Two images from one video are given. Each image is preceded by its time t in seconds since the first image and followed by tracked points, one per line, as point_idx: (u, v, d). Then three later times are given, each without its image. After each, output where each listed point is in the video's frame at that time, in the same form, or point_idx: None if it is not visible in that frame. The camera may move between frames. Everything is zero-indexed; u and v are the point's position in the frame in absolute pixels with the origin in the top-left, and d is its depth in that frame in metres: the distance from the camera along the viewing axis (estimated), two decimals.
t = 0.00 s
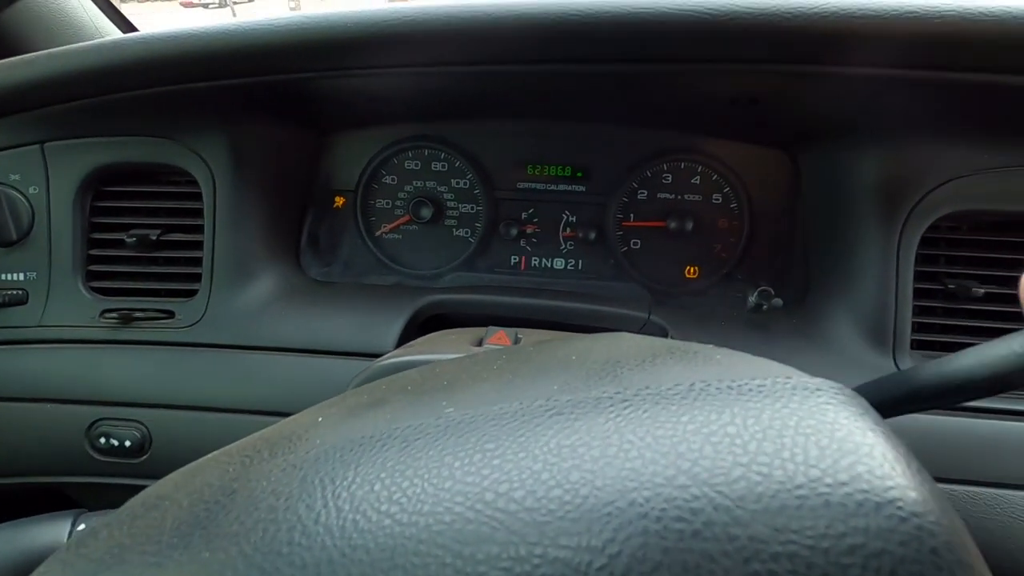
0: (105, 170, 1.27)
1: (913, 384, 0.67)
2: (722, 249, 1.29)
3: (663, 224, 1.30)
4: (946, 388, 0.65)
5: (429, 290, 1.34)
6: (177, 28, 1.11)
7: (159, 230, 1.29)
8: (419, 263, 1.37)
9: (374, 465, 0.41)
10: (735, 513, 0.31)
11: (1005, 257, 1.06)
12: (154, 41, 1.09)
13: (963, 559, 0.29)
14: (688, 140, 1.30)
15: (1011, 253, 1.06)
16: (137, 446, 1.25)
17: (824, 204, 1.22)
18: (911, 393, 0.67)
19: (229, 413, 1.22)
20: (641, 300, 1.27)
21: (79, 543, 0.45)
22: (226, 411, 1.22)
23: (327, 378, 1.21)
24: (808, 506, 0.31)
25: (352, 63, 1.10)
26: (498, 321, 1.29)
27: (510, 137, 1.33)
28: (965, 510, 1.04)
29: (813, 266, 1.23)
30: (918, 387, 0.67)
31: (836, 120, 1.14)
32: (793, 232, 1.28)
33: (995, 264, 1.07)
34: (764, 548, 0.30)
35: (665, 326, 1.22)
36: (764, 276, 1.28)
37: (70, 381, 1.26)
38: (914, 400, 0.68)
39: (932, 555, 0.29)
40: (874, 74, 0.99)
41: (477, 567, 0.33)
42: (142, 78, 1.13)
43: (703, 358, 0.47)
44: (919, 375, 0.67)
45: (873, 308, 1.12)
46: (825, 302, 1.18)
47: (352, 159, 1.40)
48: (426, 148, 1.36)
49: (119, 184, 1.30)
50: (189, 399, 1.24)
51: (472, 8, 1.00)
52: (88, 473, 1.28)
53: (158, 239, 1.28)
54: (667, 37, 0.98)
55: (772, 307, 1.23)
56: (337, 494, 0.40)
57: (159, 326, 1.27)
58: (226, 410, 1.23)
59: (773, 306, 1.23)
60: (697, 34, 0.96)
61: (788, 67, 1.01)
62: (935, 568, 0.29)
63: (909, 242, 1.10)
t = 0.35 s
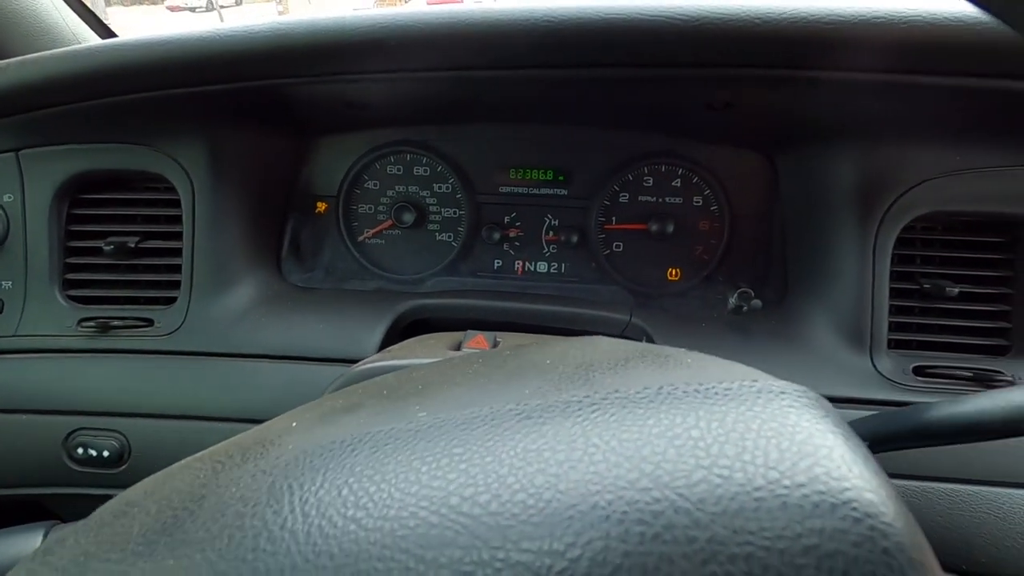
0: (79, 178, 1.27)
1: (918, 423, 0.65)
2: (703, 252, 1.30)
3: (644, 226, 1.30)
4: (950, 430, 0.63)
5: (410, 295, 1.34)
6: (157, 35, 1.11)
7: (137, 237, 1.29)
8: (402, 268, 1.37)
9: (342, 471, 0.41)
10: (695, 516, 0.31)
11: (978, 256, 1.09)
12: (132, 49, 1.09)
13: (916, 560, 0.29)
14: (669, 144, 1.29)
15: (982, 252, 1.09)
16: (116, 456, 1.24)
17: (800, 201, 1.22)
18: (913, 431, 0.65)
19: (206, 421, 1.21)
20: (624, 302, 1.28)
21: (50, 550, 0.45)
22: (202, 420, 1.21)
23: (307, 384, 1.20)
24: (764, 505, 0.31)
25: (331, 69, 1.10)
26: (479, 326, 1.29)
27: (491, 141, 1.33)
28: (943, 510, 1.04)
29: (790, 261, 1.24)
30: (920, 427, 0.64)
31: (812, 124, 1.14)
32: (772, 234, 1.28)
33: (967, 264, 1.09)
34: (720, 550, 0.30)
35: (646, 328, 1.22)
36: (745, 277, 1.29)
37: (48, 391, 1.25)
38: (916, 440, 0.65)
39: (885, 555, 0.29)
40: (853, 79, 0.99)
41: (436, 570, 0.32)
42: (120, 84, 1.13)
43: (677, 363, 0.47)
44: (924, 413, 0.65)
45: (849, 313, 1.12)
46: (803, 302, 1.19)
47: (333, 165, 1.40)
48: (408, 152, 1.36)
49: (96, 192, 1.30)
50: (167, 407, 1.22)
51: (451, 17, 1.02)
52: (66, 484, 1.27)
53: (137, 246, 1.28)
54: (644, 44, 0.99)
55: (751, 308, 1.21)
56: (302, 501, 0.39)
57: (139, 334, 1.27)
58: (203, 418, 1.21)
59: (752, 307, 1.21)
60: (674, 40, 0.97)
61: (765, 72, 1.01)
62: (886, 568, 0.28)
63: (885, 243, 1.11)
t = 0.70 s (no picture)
0: (89, 186, 1.28)
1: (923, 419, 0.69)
2: (704, 254, 1.33)
3: (646, 230, 1.34)
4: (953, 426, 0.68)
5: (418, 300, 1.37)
6: (173, 47, 1.15)
7: (148, 245, 1.31)
8: (409, 273, 1.40)
9: (389, 468, 0.44)
10: (732, 496, 0.34)
11: (969, 256, 1.13)
12: (146, 60, 1.12)
13: (935, 530, 0.32)
14: (668, 148, 1.32)
15: (973, 252, 1.13)
16: (131, 462, 1.26)
17: (798, 205, 1.25)
18: (919, 425, 0.69)
19: (221, 426, 1.24)
20: (625, 305, 1.30)
21: (101, 553, 0.48)
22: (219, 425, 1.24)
23: (321, 388, 1.23)
24: (795, 484, 0.34)
25: (342, 79, 1.13)
26: (485, 328, 1.32)
27: (494, 147, 1.36)
28: (941, 501, 1.07)
29: (789, 267, 1.27)
30: (926, 421, 0.69)
31: (807, 128, 1.18)
32: (772, 235, 1.31)
33: (960, 262, 1.13)
34: (757, 527, 0.33)
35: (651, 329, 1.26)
36: (743, 277, 1.32)
37: (61, 399, 1.27)
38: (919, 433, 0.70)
39: (907, 526, 0.32)
40: (848, 85, 1.03)
41: (491, 555, 0.35)
42: (135, 96, 1.16)
43: (695, 357, 0.50)
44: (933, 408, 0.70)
45: (847, 312, 1.16)
46: (801, 300, 1.23)
47: (339, 173, 1.42)
48: (414, 158, 1.38)
49: (105, 200, 1.31)
50: (181, 413, 1.25)
51: (461, 29, 1.06)
52: (81, 491, 1.28)
53: (147, 253, 1.30)
54: (647, 53, 1.03)
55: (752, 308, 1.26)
56: (353, 496, 0.42)
57: (152, 342, 1.29)
58: (219, 424, 1.24)
59: (754, 307, 1.26)
60: (675, 49, 1.02)
61: (763, 79, 1.05)
62: (908, 536, 0.31)
63: (880, 243, 1.14)
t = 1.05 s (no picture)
0: (92, 199, 1.36)
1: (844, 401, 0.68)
2: (672, 258, 1.41)
3: (616, 236, 1.42)
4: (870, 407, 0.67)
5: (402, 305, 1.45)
6: (181, 72, 1.28)
7: (147, 253, 1.38)
8: (400, 276, 1.48)
9: (371, 445, 0.51)
10: (642, 455, 0.41)
11: (911, 258, 1.22)
12: (162, 83, 1.26)
13: (795, 477, 0.40)
14: (640, 160, 1.40)
15: (915, 255, 1.22)
16: (133, 458, 1.35)
17: (756, 213, 1.34)
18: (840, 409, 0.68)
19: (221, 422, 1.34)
20: (595, 305, 1.41)
21: (125, 522, 0.56)
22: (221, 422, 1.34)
23: (314, 387, 1.32)
24: (691, 444, 0.41)
25: (339, 101, 1.27)
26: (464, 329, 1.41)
27: (476, 161, 1.45)
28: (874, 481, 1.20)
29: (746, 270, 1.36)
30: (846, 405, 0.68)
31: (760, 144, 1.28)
32: (733, 240, 1.39)
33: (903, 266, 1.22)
34: (658, 478, 0.40)
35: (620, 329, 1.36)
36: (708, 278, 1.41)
37: (66, 398, 1.36)
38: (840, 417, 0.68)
39: (774, 475, 0.39)
40: (787, 106, 1.15)
41: (451, 506, 0.43)
42: (145, 115, 1.28)
43: (635, 350, 0.58)
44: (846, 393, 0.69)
45: (799, 310, 1.26)
46: (757, 299, 1.31)
47: (329, 182, 1.50)
48: (401, 170, 1.46)
49: (108, 212, 1.39)
50: (184, 412, 1.35)
51: (446, 58, 1.22)
52: (90, 483, 1.38)
53: (147, 261, 1.38)
54: (601, 79, 1.18)
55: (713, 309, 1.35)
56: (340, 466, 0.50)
57: (152, 344, 1.37)
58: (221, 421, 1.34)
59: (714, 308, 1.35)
60: (629, 75, 1.17)
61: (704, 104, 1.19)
62: (773, 483, 0.39)
63: (828, 247, 1.24)
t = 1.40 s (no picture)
0: (69, 202, 1.44)
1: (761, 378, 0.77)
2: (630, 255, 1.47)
3: (577, 237, 1.48)
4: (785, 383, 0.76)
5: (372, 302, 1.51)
6: (157, 79, 1.35)
7: (123, 253, 1.45)
8: (372, 275, 1.53)
9: (309, 416, 0.55)
10: (544, 416, 0.47)
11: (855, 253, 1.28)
12: (141, 89, 1.33)
13: (674, 432, 0.44)
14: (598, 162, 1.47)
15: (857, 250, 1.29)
16: (109, 449, 1.44)
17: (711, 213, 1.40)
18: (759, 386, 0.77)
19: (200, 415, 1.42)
20: (560, 300, 1.46)
21: (95, 495, 0.62)
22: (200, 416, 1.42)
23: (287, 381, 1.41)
24: (586, 406, 0.46)
25: (308, 107, 1.35)
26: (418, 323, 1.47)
27: (445, 165, 1.50)
28: (806, 461, 1.32)
29: (700, 268, 1.42)
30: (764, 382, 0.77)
31: (710, 147, 1.35)
32: (690, 239, 1.45)
33: (844, 261, 1.29)
34: (554, 436, 0.45)
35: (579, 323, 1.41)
36: (664, 274, 1.46)
37: (48, 391, 1.44)
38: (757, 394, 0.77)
39: (655, 431, 0.44)
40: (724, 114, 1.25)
41: (375, 465, 0.48)
42: (123, 120, 1.35)
43: (564, 331, 0.62)
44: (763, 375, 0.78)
45: (745, 304, 1.34)
46: (708, 297, 1.38)
47: (302, 184, 1.55)
48: (372, 173, 1.52)
49: (84, 214, 1.46)
50: (156, 405, 1.43)
51: (412, 66, 1.30)
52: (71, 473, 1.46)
53: (123, 262, 1.45)
54: (547, 87, 1.28)
55: (667, 302, 1.43)
56: (280, 434, 0.54)
57: (128, 340, 1.44)
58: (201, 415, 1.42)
59: (668, 302, 1.43)
60: (579, 83, 1.26)
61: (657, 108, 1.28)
62: (653, 437, 0.44)
63: (772, 244, 1.32)
